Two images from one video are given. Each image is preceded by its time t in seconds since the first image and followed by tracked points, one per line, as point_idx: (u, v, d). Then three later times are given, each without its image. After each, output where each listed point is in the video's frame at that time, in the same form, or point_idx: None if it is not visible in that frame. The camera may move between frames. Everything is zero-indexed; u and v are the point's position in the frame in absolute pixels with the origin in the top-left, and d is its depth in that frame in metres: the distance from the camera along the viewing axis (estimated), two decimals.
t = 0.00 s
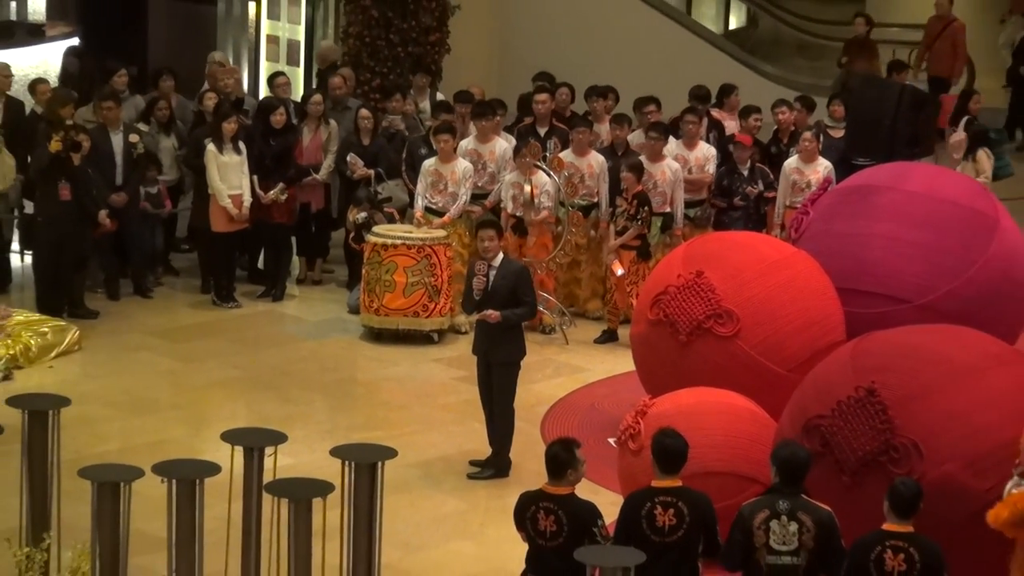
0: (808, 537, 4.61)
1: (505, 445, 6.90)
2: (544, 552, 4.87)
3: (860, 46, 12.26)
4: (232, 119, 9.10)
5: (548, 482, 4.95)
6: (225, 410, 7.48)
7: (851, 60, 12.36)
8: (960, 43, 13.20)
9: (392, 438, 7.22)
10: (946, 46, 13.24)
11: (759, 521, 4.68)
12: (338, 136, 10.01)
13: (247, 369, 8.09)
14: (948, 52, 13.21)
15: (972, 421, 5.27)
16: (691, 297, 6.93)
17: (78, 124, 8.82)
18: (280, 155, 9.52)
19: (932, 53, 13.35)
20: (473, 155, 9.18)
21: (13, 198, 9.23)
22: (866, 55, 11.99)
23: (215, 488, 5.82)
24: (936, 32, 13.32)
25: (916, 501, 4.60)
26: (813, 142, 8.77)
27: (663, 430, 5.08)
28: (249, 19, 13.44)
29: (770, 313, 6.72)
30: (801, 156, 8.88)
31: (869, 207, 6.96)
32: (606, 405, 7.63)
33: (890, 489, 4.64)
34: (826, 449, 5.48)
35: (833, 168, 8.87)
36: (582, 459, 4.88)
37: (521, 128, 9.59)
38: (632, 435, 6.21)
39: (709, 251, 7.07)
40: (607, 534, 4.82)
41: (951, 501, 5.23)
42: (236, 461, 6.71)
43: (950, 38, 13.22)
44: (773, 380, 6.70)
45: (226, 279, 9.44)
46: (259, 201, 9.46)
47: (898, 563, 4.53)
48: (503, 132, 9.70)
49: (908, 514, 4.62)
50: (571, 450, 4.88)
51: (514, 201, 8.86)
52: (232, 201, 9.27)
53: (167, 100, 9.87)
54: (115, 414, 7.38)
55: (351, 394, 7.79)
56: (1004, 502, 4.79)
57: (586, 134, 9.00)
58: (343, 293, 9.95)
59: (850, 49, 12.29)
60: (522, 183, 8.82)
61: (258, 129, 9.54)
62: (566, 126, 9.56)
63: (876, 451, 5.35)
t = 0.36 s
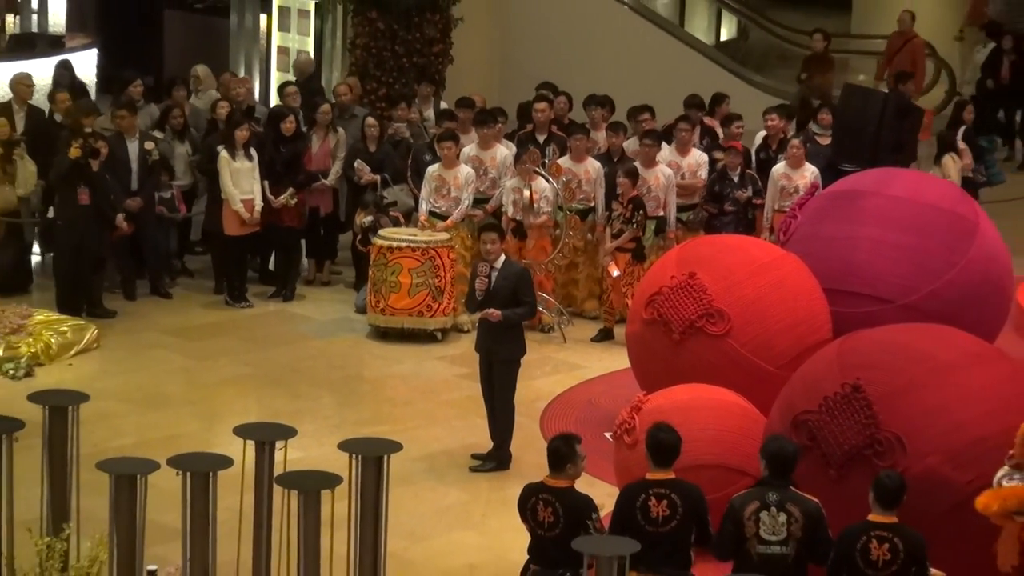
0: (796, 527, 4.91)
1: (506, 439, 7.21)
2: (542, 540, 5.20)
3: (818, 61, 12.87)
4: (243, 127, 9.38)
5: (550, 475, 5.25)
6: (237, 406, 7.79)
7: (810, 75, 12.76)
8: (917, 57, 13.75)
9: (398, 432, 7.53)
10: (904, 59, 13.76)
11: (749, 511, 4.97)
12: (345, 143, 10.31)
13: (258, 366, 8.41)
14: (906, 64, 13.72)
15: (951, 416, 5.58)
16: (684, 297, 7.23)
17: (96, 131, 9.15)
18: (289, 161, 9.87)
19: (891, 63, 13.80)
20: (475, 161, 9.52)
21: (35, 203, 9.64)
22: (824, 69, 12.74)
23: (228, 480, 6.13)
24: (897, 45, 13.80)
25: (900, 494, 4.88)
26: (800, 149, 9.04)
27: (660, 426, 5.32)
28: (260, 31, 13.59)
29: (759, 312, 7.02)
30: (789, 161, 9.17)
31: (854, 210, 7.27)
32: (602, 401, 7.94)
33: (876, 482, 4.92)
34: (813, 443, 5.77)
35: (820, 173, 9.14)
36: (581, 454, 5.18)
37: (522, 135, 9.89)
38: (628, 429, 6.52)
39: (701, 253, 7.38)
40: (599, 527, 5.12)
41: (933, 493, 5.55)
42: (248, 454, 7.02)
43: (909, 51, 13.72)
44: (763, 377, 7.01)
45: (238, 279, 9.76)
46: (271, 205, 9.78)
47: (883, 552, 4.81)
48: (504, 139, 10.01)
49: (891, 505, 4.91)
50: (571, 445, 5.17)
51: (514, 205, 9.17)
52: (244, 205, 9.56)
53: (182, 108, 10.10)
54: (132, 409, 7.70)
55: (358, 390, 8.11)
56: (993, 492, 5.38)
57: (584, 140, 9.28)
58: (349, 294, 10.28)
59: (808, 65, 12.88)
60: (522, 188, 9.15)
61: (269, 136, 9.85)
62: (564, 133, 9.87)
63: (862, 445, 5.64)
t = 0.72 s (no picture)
0: (786, 517, 5.13)
1: (507, 433, 7.52)
2: (544, 529, 5.45)
3: (781, 72, 13.50)
4: (254, 134, 9.70)
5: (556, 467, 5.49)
6: (249, 401, 8.11)
7: (774, 86, 13.46)
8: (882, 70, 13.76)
9: (404, 426, 7.85)
10: (869, 74, 13.77)
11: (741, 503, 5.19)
12: (353, 149, 10.65)
13: (269, 363, 8.73)
14: (872, 78, 13.74)
15: (933, 412, 5.87)
16: (678, 297, 7.55)
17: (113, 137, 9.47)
18: (299, 166, 10.14)
19: (859, 77, 13.82)
20: (478, 166, 9.83)
21: (55, 206, 9.95)
22: (788, 80, 13.41)
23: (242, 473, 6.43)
24: (862, 58, 13.79)
25: (886, 485, 5.07)
26: (789, 153, 9.36)
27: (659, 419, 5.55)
28: (272, 39, 14.55)
29: (751, 311, 7.33)
30: (777, 166, 9.49)
31: (842, 213, 7.58)
32: (601, 397, 8.26)
33: (864, 473, 5.10)
34: (802, 437, 6.09)
35: (808, 178, 9.48)
36: (586, 449, 5.41)
37: (521, 142, 10.26)
38: (624, 424, 6.82)
39: (694, 254, 7.69)
40: (598, 519, 5.33)
41: (916, 485, 5.84)
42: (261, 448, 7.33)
43: (874, 65, 13.72)
44: (755, 374, 7.32)
45: (250, 279, 10.08)
46: (281, 208, 10.10)
47: (870, 541, 4.99)
48: (504, 145, 10.34)
49: (879, 497, 5.08)
50: (577, 438, 5.40)
51: (513, 207, 9.46)
52: (256, 208, 9.88)
53: (195, 115, 10.40)
54: (149, 405, 8.01)
55: (365, 386, 8.42)
56: (980, 482, 5.45)
57: (581, 146, 9.61)
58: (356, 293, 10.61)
59: (771, 76, 13.54)
60: (524, 191, 9.44)
61: (279, 142, 10.13)
62: (563, 139, 10.22)
63: (849, 439, 5.94)
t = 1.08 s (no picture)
0: (775, 508, 5.42)
1: (507, 426, 7.86)
2: (547, 519, 5.70)
3: (747, 81, 13.79)
4: (265, 139, 10.04)
5: (559, 458, 5.73)
6: (260, 396, 8.44)
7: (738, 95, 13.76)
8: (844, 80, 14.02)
9: (409, 420, 8.18)
10: (833, 82, 14.03)
11: (732, 494, 5.47)
12: (360, 154, 10.94)
13: (279, 359, 9.07)
14: (834, 87, 14.00)
15: (915, 406, 6.18)
16: (672, 296, 7.87)
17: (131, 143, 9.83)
18: (309, 170, 10.51)
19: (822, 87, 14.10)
20: (480, 170, 10.16)
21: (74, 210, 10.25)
22: (751, 91, 13.68)
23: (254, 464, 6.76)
24: (825, 68, 14.08)
25: (870, 477, 5.41)
26: (778, 158, 9.71)
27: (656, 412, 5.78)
28: (280, 49, 15.45)
29: (741, 310, 7.65)
30: (767, 170, 9.85)
31: (829, 215, 7.90)
32: (599, 392, 8.59)
33: (850, 465, 5.44)
34: (790, 431, 6.39)
35: (796, 181, 9.84)
36: (588, 443, 5.65)
37: (521, 147, 10.61)
38: (620, 417, 7.16)
39: (688, 255, 8.02)
40: (597, 511, 5.58)
41: (900, 476, 6.14)
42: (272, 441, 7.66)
43: (836, 74, 14.00)
44: (746, 370, 7.64)
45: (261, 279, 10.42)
46: (291, 211, 10.42)
47: (856, 530, 5.37)
48: (504, 151, 10.65)
49: (865, 486, 5.44)
50: (580, 433, 5.65)
51: (513, 210, 9.78)
52: (267, 211, 10.22)
53: (208, 121, 10.71)
54: (164, 399, 8.34)
55: (371, 382, 8.76)
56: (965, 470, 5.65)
57: (579, 151, 9.88)
58: (362, 292, 10.95)
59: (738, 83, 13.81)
60: (522, 194, 9.77)
61: (289, 148, 10.47)
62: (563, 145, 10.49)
63: (837, 432, 6.24)
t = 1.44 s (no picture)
0: (766, 499, 5.61)
1: (508, 420, 8.19)
2: (547, 508, 5.86)
3: (712, 92, 14.24)
4: (276, 145, 10.37)
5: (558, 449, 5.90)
6: (271, 390, 8.78)
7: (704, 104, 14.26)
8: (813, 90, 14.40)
9: (414, 414, 8.52)
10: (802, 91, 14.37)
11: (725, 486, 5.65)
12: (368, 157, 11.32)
13: (289, 355, 9.42)
14: (802, 97, 14.37)
15: (902, 402, 6.32)
16: (667, 295, 8.20)
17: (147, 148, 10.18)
18: (318, 174, 10.86)
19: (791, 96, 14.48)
20: (483, 174, 10.50)
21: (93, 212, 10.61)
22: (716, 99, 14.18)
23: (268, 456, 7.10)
24: (794, 78, 14.43)
25: (858, 468, 5.57)
26: (769, 162, 10.07)
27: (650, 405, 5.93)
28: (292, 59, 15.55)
29: (733, 308, 7.97)
30: (758, 173, 10.20)
31: (818, 218, 8.22)
32: (597, 387, 8.93)
33: (838, 458, 5.59)
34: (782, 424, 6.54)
35: (786, 185, 10.17)
36: (586, 435, 5.80)
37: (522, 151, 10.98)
38: (617, 412, 7.48)
39: (682, 256, 8.34)
40: (595, 499, 5.76)
41: (887, 468, 6.29)
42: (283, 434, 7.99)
43: (806, 84, 14.33)
44: (738, 366, 7.96)
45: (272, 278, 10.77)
46: (301, 213, 10.74)
47: (844, 519, 5.54)
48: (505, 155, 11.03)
49: (851, 478, 5.59)
50: (579, 425, 5.79)
51: (515, 212, 10.10)
52: (278, 213, 10.55)
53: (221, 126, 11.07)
54: (179, 393, 8.68)
55: (378, 377, 9.09)
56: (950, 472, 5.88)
57: (577, 155, 10.25)
58: (369, 291, 11.30)
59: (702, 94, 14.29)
60: (523, 197, 10.09)
61: (299, 152, 10.81)
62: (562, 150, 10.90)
63: (826, 426, 6.39)
